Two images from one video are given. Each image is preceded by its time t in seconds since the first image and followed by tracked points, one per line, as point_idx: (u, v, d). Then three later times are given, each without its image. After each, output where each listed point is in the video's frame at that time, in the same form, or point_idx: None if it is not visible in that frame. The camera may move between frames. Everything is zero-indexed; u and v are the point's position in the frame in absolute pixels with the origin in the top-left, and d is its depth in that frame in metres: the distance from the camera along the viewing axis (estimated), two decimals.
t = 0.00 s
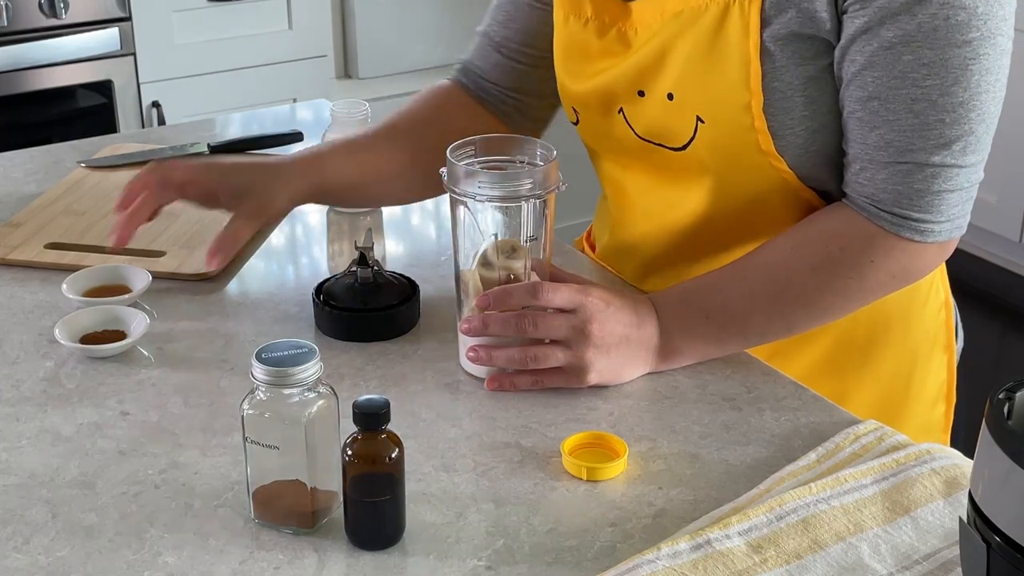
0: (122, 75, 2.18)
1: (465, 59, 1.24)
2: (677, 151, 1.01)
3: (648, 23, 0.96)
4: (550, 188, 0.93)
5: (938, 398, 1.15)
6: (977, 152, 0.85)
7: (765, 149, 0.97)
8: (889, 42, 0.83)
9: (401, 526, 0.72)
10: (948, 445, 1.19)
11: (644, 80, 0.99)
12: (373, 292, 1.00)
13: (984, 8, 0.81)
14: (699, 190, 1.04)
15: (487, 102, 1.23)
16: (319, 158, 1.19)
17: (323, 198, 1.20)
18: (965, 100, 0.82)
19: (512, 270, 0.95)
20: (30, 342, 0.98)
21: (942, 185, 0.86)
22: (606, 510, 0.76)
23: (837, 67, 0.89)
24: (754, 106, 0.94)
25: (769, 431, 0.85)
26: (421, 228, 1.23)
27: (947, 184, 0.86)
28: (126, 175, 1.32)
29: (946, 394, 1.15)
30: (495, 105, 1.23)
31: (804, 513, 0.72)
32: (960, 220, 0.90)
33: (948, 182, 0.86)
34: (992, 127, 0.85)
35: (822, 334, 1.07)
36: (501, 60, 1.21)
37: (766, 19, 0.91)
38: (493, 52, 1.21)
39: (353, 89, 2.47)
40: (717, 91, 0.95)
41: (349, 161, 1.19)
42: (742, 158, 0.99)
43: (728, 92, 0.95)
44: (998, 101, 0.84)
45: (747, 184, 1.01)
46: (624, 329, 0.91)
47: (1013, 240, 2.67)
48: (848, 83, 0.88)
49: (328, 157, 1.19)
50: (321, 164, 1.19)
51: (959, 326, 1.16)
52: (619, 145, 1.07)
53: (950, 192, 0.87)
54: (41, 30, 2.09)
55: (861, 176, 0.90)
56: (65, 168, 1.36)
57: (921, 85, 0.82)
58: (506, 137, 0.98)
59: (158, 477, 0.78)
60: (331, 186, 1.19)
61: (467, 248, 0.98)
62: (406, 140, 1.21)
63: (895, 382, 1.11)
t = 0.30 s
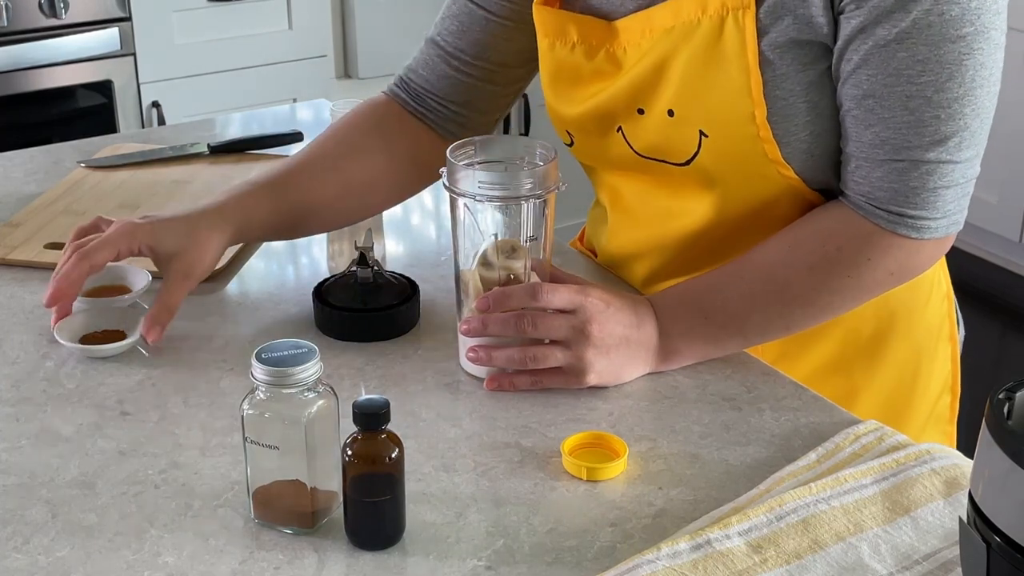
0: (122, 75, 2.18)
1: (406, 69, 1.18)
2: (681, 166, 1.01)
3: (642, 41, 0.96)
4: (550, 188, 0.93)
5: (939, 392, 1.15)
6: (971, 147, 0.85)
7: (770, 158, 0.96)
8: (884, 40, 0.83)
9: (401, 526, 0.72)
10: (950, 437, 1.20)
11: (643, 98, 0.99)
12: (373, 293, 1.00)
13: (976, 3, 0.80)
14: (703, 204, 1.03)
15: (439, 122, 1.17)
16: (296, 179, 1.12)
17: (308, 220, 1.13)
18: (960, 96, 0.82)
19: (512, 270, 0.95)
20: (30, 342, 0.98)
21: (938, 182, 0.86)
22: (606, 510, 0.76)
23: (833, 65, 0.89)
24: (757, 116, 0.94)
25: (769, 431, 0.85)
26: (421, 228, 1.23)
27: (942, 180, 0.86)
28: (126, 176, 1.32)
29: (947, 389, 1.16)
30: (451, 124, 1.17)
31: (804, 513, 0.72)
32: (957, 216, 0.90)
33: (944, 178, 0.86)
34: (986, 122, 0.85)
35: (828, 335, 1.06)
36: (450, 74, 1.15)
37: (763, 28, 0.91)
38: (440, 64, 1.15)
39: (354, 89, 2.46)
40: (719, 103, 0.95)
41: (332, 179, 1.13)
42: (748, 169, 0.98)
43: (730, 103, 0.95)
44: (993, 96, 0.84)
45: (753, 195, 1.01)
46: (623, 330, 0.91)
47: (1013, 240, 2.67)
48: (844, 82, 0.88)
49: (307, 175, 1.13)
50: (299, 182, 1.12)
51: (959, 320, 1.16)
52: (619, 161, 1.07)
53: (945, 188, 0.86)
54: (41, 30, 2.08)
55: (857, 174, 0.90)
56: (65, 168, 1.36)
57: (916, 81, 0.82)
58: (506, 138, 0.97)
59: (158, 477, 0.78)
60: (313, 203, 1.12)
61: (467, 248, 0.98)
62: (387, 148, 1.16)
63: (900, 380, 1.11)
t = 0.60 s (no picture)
0: (122, 75, 2.18)
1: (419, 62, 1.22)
2: (682, 165, 1.01)
3: (645, 40, 0.96)
4: (550, 188, 0.93)
5: (941, 393, 1.15)
6: (975, 151, 0.85)
7: (773, 157, 0.96)
8: (890, 42, 0.83)
9: (401, 526, 0.72)
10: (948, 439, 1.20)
11: (645, 96, 0.99)
12: (373, 293, 1.00)
13: (984, 7, 0.80)
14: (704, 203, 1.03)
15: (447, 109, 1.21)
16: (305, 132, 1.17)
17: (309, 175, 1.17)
18: (965, 100, 0.82)
19: (512, 270, 0.95)
20: (30, 341, 0.98)
21: (940, 186, 0.86)
22: (606, 510, 0.76)
23: (839, 67, 0.89)
24: (760, 116, 0.94)
25: (769, 431, 0.85)
26: (421, 228, 1.23)
27: (945, 184, 0.86)
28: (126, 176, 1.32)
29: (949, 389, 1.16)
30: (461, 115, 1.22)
31: (804, 514, 0.72)
32: (959, 220, 0.90)
33: (947, 182, 0.86)
34: (990, 127, 0.85)
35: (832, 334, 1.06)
36: (459, 67, 1.19)
37: (768, 28, 0.91)
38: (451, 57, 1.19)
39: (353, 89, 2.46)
40: (722, 102, 0.95)
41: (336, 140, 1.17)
42: (750, 168, 0.98)
43: (734, 103, 0.94)
44: (997, 101, 0.84)
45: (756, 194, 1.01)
46: (623, 331, 0.91)
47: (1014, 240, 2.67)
48: (849, 83, 0.88)
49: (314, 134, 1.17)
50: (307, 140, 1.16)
51: (961, 320, 1.17)
52: (620, 160, 1.07)
53: (948, 191, 0.87)
54: (41, 30, 2.08)
55: (860, 176, 0.90)
56: (65, 168, 1.36)
57: (922, 85, 0.82)
58: (506, 138, 0.98)
59: (158, 477, 0.78)
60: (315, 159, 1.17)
61: (467, 248, 0.98)
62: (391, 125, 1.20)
63: (900, 380, 1.11)
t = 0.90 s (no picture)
0: (122, 75, 2.18)
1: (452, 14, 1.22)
2: (699, 141, 1.02)
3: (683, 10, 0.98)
4: (550, 188, 0.93)
5: (948, 402, 1.15)
6: (989, 168, 0.85)
7: (788, 146, 0.97)
8: (918, 45, 0.83)
9: (401, 526, 0.72)
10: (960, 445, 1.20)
11: (672, 67, 1.01)
12: (373, 293, 1.00)
13: (1016, 23, 0.80)
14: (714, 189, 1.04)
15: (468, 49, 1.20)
16: None
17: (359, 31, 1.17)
18: (986, 113, 0.82)
19: (512, 270, 0.95)
20: (30, 341, 0.98)
21: (951, 198, 0.86)
22: (606, 510, 0.76)
23: (866, 66, 0.90)
24: (781, 101, 0.95)
25: (769, 431, 0.85)
26: (421, 228, 1.23)
27: (955, 196, 0.86)
28: (126, 176, 1.32)
29: (956, 398, 1.16)
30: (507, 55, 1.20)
31: (804, 513, 0.72)
32: (967, 236, 0.90)
33: (958, 194, 0.86)
34: (1008, 144, 0.85)
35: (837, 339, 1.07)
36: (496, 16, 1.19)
37: (802, 13, 0.92)
38: None
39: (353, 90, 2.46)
40: (746, 80, 0.96)
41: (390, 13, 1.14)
42: (767, 158, 0.99)
43: (759, 84, 0.95)
44: (1018, 119, 0.84)
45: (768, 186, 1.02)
46: (623, 331, 0.91)
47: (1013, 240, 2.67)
48: (873, 83, 0.88)
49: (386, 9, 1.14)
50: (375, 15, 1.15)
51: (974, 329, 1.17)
52: (639, 133, 1.08)
53: (958, 205, 0.87)
54: (41, 30, 2.08)
55: (872, 179, 0.90)
56: (65, 168, 1.36)
57: (944, 92, 0.82)
58: (505, 137, 0.97)
59: (158, 477, 0.78)
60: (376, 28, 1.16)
61: (467, 248, 0.98)
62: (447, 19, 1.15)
63: (909, 386, 1.11)
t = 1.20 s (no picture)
0: (122, 75, 2.18)
1: None
2: (721, 118, 1.06)
3: None
4: (550, 188, 0.93)
5: (960, 410, 1.15)
6: (1003, 180, 0.85)
7: (809, 132, 1.00)
8: (945, 46, 0.83)
9: (401, 526, 0.72)
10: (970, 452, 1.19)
11: (709, 44, 1.05)
12: (373, 292, 1.00)
13: None
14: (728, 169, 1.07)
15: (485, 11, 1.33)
16: None
17: None
18: (1005, 123, 0.82)
19: (512, 270, 0.95)
20: (30, 341, 0.98)
21: (960, 204, 0.87)
22: (606, 509, 0.76)
23: (898, 59, 0.91)
24: (807, 85, 0.98)
25: (770, 431, 0.85)
26: (421, 228, 1.23)
27: (964, 203, 0.86)
28: (126, 176, 1.32)
29: (969, 406, 1.15)
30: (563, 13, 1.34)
31: (804, 514, 0.72)
32: (975, 246, 0.90)
33: (969, 202, 0.86)
34: None
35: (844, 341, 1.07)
36: None
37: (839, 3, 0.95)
38: None
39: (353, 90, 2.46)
40: (776, 60, 1.00)
41: None
42: (787, 145, 1.02)
43: (786, 67, 1.00)
44: None
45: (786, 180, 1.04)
46: (623, 332, 0.91)
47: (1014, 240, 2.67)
48: (899, 80, 0.89)
49: None
50: None
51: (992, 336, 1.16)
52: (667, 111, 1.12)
53: (967, 212, 0.87)
54: (41, 30, 2.08)
55: (887, 176, 0.91)
56: (65, 168, 1.36)
57: (965, 97, 0.83)
58: (505, 137, 0.97)
59: (157, 477, 0.78)
60: None
61: (467, 249, 0.98)
62: None
63: (918, 391, 1.11)
